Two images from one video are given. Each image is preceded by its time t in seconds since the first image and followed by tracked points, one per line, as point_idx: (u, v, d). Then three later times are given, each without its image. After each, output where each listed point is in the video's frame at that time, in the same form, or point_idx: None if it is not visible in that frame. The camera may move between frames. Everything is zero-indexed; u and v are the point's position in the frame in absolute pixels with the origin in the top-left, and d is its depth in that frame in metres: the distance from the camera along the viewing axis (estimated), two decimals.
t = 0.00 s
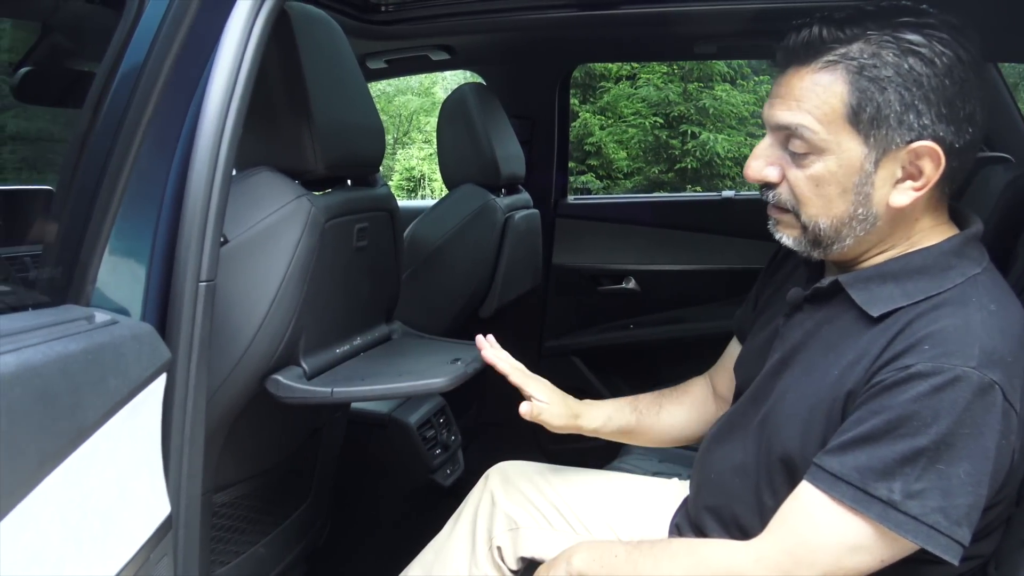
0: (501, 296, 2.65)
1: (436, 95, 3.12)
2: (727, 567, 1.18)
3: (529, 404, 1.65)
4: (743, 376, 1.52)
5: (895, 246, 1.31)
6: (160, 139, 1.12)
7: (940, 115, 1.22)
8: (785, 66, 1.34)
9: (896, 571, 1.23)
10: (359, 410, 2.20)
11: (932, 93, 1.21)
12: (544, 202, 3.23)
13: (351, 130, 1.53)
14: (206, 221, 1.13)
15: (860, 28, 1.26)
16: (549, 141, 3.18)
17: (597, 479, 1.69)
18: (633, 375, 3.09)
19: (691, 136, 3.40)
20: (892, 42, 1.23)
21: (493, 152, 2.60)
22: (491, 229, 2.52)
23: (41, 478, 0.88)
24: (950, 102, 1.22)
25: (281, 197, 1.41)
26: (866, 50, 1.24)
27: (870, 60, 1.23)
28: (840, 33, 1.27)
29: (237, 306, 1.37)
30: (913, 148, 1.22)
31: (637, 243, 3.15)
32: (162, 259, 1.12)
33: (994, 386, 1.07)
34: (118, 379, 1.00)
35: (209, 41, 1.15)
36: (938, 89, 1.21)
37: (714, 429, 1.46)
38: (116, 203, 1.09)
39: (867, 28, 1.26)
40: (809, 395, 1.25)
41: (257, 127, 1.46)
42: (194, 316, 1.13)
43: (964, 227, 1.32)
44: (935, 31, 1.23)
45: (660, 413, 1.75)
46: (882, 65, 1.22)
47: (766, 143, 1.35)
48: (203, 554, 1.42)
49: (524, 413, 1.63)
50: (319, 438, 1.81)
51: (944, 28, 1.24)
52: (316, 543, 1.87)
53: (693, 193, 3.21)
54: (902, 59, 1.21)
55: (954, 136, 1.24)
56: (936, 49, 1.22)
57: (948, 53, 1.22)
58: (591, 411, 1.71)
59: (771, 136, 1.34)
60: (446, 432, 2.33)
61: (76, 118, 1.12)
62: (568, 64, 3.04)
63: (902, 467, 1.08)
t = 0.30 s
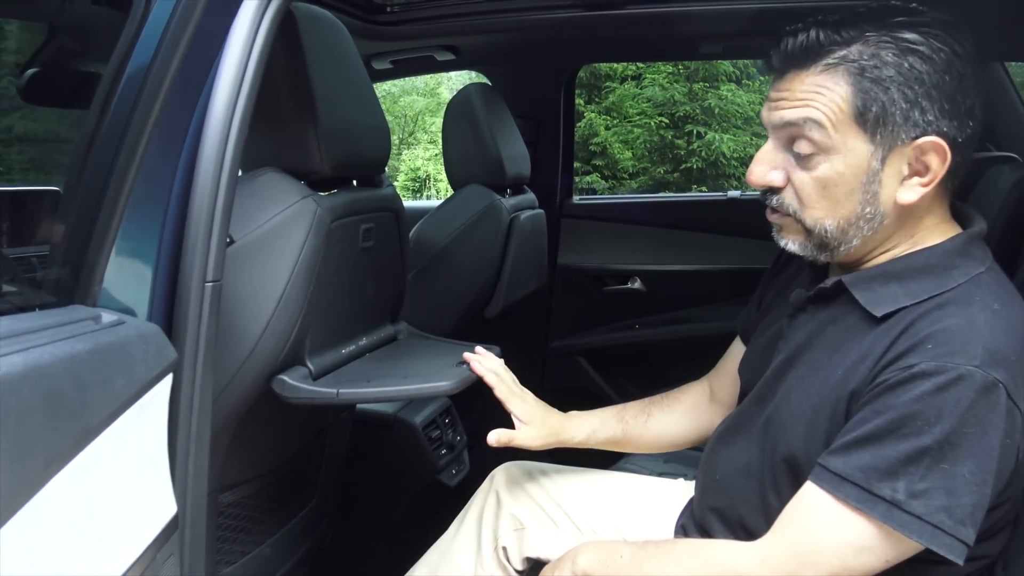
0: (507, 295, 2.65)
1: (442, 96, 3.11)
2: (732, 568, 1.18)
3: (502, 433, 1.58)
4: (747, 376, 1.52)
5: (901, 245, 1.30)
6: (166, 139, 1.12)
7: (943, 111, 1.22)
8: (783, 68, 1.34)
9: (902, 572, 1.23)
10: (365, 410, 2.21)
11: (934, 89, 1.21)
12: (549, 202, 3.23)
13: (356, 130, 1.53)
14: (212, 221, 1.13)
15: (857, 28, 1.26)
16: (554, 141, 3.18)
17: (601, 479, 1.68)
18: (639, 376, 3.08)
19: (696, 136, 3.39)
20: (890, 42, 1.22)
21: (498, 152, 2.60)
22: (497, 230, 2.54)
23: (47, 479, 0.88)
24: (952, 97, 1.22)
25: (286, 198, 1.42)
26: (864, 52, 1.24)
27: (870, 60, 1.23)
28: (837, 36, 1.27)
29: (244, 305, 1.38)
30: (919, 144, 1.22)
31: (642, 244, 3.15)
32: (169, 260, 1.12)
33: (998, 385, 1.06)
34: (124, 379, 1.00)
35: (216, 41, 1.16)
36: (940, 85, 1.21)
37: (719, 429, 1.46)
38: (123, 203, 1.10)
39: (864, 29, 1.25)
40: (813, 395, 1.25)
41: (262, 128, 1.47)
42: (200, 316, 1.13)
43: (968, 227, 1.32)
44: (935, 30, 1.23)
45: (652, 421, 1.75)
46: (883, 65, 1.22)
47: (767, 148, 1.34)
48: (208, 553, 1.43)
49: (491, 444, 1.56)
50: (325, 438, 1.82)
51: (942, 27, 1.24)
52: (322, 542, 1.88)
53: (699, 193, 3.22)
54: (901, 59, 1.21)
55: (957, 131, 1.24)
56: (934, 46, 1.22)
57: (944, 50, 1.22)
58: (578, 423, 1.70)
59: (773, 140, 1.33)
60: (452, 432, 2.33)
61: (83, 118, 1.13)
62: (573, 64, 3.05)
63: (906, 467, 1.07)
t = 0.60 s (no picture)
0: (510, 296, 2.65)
1: (444, 96, 3.12)
2: (737, 569, 1.17)
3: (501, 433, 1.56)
4: (752, 376, 1.51)
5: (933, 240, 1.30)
6: (170, 138, 1.12)
7: (972, 96, 1.27)
8: (838, 61, 1.25)
9: (908, 571, 1.22)
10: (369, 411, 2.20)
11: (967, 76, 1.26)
12: (552, 203, 3.22)
13: (360, 130, 1.53)
14: (216, 220, 1.13)
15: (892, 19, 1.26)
16: (557, 141, 3.17)
17: (605, 480, 1.68)
18: (642, 376, 3.08)
19: (699, 136, 3.53)
20: (931, 30, 1.25)
21: (502, 151, 2.60)
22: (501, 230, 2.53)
23: (51, 480, 0.88)
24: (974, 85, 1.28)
25: (289, 199, 1.41)
26: (915, 39, 1.23)
27: (926, 47, 1.23)
28: (881, 25, 1.25)
29: (248, 304, 1.38)
30: (970, 127, 1.26)
31: (645, 244, 3.15)
32: (172, 260, 1.13)
33: (1006, 382, 1.06)
34: (128, 379, 1.00)
35: (221, 41, 1.16)
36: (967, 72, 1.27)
37: (722, 430, 1.45)
38: (126, 205, 1.10)
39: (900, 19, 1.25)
40: (819, 394, 1.24)
41: (266, 130, 1.47)
42: (203, 317, 1.13)
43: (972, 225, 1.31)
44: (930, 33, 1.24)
45: (653, 425, 1.75)
46: (937, 51, 1.23)
47: (831, 143, 1.24)
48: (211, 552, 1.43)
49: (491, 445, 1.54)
50: (328, 438, 1.82)
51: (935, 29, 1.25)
52: (325, 542, 1.88)
53: (702, 193, 3.22)
54: (944, 45, 1.24)
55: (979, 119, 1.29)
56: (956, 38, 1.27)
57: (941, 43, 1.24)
58: (580, 426, 1.70)
59: (837, 133, 1.24)
60: (455, 432, 2.33)
61: (87, 118, 1.12)
62: (576, 64, 3.05)
63: (914, 463, 1.07)
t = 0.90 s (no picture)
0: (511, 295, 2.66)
1: (446, 96, 3.12)
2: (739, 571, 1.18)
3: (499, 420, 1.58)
4: (756, 378, 1.51)
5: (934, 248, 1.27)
6: (172, 139, 1.12)
7: (987, 106, 1.23)
8: (837, 62, 1.25)
9: None
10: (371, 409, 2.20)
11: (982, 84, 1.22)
12: (554, 203, 3.22)
13: (362, 128, 1.53)
14: (218, 218, 1.13)
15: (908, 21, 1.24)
16: (558, 140, 3.17)
17: (607, 479, 1.68)
18: (644, 376, 3.07)
19: (700, 135, 3.46)
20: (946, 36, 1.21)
21: (503, 151, 2.60)
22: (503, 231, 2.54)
23: (53, 480, 0.88)
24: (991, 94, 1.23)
25: (291, 199, 1.42)
26: (926, 44, 1.21)
27: (936, 53, 1.20)
28: (895, 28, 1.23)
29: (250, 304, 1.38)
30: (978, 136, 1.22)
31: (647, 244, 3.15)
32: (174, 261, 1.13)
33: (1018, 394, 1.06)
34: (130, 380, 1.00)
35: (222, 43, 1.16)
36: (984, 80, 1.22)
37: (726, 432, 1.45)
38: (128, 205, 1.10)
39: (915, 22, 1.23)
40: (827, 399, 1.24)
41: (266, 130, 1.47)
42: (205, 317, 1.13)
43: (984, 231, 1.31)
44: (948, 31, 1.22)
45: (653, 416, 1.75)
46: (948, 58, 1.20)
47: (822, 147, 1.25)
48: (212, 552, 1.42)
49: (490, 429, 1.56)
50: (331, 438, 1.82)
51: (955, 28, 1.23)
52: (326, 542, 1.88)
53: (704, 193, 3.22)
54: (958, 53, 1.20)
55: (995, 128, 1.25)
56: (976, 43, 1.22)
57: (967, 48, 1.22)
58: (581, 415, 1.70)
59: (828, 138, 1.24)
60: (457, 431, 2.33)
61: (89, 118, 1.13)
62: (578, 65, 3.04)
63: (923, 472, 1.07)
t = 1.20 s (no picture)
0: (512, 296, 2.66)
1: (447, 96, 3.13)
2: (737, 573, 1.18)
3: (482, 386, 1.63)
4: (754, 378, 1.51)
5: (903, 254, 1.29)
6: (173, 140, 1.12)
7: (953, 119, 1.19)
8: (793, 67, 1.32)
9: None
10: (370, 410, 2.20)
11: (944, 97, 1.19)
12: (554, 203, 3.22)
13: (361, 127, 1.53)
14: (218, 218, 1.13)
15: (873, 28, 1.24)
16: (559, 140, 3.17)
17: (606, 479, 1.68)
18: (645, 376, 3.07)
19: (701, 135, 3.44)
20: (903, 48, 1.20)
21: (504, 151, 2.60)
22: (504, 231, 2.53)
23: (53, 480, 0.88)
24: (963, 106, 1.20)
25: (292, 198, 1.42)
26: (875, 55, 1.21)
27: (880, 66, 1.21)
28: (850, 37, 1.25)
29: (250, 303, 1.38)
30: (924, 153, 1.20)
31: (648, 245, 3.15)
32: (175, 261, 1.13)
33: (1013, 397, 1.06)
34: (131, 380, 1.00)
35: (222, 44, 1.16)
36: (951, 93, 1.19)
37: (728, 433, 1.46)
38: (129, 205, 1.10)
39: (879, 30, 1.23)
40: (822, 403, 1.24)
41: (267, 129, 1.47)
42: (206, 317, 1.13)
43: (975, 231, 1.31)
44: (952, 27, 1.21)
45: (624, 412, 1.77)
46: (892, 71, 1.20)
47: (776, 145, 1.34)
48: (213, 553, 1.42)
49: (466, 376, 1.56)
50: (331, 439, 1.82)
51: (963, 29, 1.21)
52: (327, 542, 1.88)
53: (704, 193, 3.21)
54: (913, 66, 1.19)
55: (967, 141, 1.21)
56: (949, 52, 1.18)
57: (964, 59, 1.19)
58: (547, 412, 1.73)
59: (781, 137, 1.33)
60: (458, 431, 2.33)
61: (89, 118, 1.13)
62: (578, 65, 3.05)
63: (918, 475, 1.07)
